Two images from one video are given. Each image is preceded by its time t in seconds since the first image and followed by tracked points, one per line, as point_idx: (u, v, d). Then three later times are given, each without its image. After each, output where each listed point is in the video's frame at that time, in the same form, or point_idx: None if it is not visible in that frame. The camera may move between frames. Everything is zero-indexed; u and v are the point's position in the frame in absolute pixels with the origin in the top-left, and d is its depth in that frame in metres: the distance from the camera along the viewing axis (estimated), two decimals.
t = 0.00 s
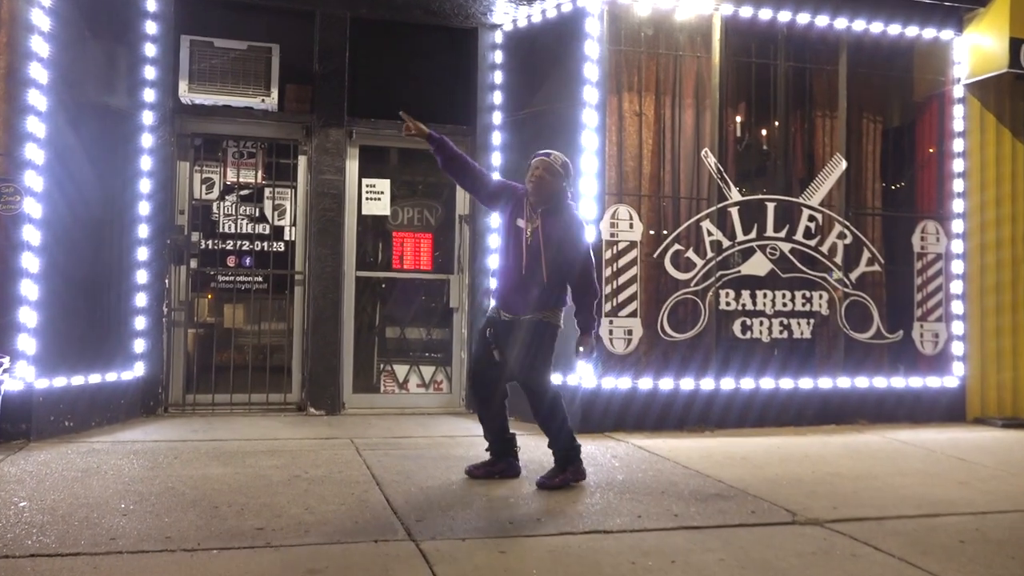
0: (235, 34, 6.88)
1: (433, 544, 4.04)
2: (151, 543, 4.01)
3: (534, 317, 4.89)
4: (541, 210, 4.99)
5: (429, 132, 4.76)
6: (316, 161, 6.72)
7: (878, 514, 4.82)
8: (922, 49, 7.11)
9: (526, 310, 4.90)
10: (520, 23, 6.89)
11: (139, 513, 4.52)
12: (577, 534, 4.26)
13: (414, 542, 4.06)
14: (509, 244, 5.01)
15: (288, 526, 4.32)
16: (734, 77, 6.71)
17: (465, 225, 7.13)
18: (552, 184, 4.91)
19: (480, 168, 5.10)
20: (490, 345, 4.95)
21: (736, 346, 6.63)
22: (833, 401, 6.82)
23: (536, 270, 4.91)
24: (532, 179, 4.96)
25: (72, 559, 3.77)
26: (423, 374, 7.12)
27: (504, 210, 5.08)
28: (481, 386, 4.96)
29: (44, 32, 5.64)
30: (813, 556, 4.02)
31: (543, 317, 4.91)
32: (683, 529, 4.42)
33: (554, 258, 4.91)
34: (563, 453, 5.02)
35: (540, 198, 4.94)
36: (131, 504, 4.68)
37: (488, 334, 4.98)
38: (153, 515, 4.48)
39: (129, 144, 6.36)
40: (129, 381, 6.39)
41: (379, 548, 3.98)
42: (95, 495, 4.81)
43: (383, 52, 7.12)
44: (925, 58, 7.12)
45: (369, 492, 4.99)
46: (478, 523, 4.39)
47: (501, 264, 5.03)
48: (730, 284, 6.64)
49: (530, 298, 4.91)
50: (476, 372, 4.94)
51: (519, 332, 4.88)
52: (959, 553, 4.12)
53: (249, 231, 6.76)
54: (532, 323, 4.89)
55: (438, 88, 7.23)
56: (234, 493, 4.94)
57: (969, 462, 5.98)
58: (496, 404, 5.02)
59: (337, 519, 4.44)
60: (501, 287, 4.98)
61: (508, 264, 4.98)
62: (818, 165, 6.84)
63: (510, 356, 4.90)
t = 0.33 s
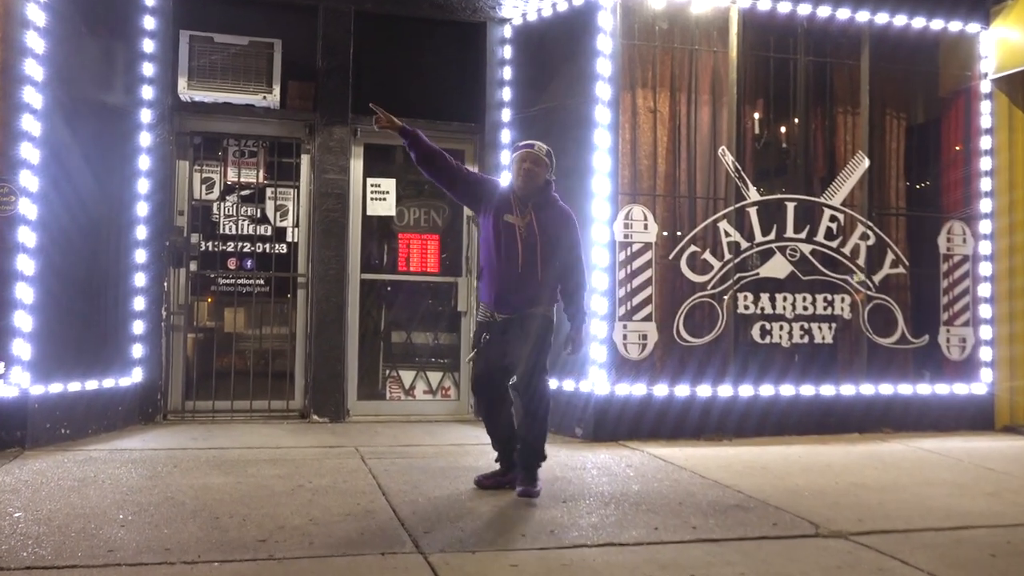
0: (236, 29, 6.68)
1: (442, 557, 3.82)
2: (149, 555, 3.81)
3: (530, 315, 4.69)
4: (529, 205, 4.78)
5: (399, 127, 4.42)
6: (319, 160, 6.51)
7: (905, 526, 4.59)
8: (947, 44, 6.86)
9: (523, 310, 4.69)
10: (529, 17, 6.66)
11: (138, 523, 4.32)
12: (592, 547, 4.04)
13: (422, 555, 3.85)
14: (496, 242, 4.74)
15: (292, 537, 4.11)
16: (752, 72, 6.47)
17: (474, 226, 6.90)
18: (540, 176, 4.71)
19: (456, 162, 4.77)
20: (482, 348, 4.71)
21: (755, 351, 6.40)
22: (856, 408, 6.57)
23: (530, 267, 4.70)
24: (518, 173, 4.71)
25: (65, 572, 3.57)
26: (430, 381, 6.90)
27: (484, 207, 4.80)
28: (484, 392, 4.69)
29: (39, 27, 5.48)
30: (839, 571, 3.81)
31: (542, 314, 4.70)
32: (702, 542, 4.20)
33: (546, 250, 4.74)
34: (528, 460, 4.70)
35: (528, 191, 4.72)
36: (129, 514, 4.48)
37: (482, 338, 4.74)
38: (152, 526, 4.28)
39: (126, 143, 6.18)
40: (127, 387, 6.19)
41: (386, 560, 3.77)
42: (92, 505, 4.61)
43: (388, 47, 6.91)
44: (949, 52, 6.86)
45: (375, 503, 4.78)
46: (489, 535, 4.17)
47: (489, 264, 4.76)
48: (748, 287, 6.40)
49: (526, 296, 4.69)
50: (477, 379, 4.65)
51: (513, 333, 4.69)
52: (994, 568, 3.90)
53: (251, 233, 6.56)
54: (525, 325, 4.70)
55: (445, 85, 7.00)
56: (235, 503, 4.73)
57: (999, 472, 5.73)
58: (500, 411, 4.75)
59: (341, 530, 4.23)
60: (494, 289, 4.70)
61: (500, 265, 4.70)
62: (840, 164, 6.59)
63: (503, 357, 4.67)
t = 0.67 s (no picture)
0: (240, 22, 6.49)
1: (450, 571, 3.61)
2: (147, 567, 3.62)
3: (539, 329, 4.37)
4: (529, 212, 4.44)
5: (388, 146, 4.06)
6: (324, 158, 6.32)
7: (934, 540, 4.37)
8: (976, 39, 6.61)
9: (530, 323, 4.36)
10: (542, 10, 6.45)
11: (136, 533, 4.12)
12: (607, 562, 3.83)
13: (429, 568, 3.64)
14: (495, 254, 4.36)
15: (296, 548, 3.91)
16: (773, 68, 6.24)
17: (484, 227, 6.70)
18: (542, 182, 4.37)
19: (448, 177, 4.36)
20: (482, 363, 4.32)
21: (774, 357, 6.16)
22: (880, 417, 6.33)
23: (537, 277, 4.35)
24: (519, 180, 4.34)
25: None
26: (438, 387, 6.68)
27: (481, 222, 4.39)
28: (476, 404, 4.38)
29: (37, 20, 5.31)
30: None
31: (551, 328, 4.40)
32: (722, 557, 3.98)
33: (553, 258, 4.42)
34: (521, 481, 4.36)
35: (530, 198, 4.38)
36: (127, 523, 4.28)
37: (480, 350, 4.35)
38: (150, 536, 4.08)
39: (127, 139, 6.00)
40: (125, 392, 6.00)
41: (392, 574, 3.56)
42: (89, 514, 4.41)
43: (396, 41, 6.70)
44: (978, 48, 6.61)
45: (381, 513, 4.57)
46: (499, 547, 3.95)
47: (490, 278, 4.37)
48: (768, 291, 6.17)
49: (533, 309, 4.35)
50: (469, 394, 4.33)
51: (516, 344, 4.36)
52: None
53: (254, 232, 6.36)
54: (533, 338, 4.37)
55: (456, 81, 6.79)
56: (236, 512, 4.53)
57: None
58: (492, 423, 4.45)
59: (346, 541, 4.02)
60: (497, 304, 4.32)
61: (503, 277, 4.32)
62: (865, 163, 6.35)
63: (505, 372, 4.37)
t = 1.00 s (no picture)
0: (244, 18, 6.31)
1: None
2: None
3: (550, 332, 4.00)
4: (519, 204, 4.03)
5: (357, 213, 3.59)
6: (329, 157, 6.12)
7: (966, 557, 4.15)
8: (1003, 36, 6.38)
9: (541, 326, 3.98)
10: (555, 5, 6.25)
11: (135, 544, 3.93)
12: None
13: None
14: (491, 255, 3.94)
15: (299, 562, 3.71)
16: (793, 66, 6.03)
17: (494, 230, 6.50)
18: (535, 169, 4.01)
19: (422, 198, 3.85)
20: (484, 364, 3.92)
21: (794, 365, 5.95)
22: (904, 428, 6.10)
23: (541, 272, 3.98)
24: (512, 171, 3.96)
25: None
26: (445, 395, 6.47)
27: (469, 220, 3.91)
28: (473, 406, 3.94)
29: (35, 15, 5.13)
30: None
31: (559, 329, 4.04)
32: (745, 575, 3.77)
33: (551, 251, 4.04)
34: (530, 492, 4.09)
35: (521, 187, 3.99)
36: (126, 534, 4.09)
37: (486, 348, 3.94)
38: (149, 547, 3.89)
39: (126, 138, 5.83)
40: (123, 399, 5.82)
41: None
42: (85, 524, 4.22)
43: (403, 36, 6.48)
44: (1005, 45, 6.39)
45: (387, 525, 4.36)
46: (510, 562, 3.74)
47: (488, 280, 3.94)
48: (788, 297, 5.95)
49: (540, 307, 3.97)
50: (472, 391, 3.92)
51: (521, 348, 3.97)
52: None
53: (256, 234, 6.17)
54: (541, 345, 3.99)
55: (463, 78, 6.56)
56: (238, 523, 4.34)
57: None
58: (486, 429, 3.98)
59: (351, 555, 3.82)
60: (502, 306, 3.92)
61: (504, 277, 3.93)
62: (888, 164, 6.13)
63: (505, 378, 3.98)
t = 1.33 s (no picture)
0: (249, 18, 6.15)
1: None
2: None
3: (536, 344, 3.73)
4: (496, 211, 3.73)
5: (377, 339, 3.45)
6: (334, 160, 5.95)
7: None
8: None
9: (528, 339, 3.69)
10: (567, 5, 6.08)
11: (135, 559, 3.75)
12: None
13: None
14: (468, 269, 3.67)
15: None
16: (814, 67, 5.84)
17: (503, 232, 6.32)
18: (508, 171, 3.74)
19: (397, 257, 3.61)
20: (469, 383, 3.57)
21: (814, 376, 5.75)
22: (928, 443, 5.90)
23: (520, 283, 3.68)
24: (483, 174, 3.69)
25: None
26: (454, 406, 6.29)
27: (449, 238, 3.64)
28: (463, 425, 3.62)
29: (35, 15, 5.00)
30: None
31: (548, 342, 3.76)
32: None
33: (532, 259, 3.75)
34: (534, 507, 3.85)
35: (497, 192, 3.71)
36: (125, 549, 3.91)
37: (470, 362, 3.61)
38: (149, 563, 3.71)
39: (127, 140, 5.68)
40: (122, 409, 5.64)
41: None
42: (83, 538, 4.05)
43: (411, 36, 6.30)
44: None
45: (395, 541, 4.18)
46: None
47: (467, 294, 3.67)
48: (808, 305, 5.76)
49: (521, 321, 3.68)
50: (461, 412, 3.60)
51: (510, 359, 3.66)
52: None
53: (259, 239, 5.99)
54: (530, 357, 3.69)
55: (472, 79, 6.39)
56: (241, 538, 4.16)
57: None
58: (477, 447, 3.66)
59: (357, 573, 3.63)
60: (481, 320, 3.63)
61: (482, 291, 3.65)
62: (912, 168, 5.93)
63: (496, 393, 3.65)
